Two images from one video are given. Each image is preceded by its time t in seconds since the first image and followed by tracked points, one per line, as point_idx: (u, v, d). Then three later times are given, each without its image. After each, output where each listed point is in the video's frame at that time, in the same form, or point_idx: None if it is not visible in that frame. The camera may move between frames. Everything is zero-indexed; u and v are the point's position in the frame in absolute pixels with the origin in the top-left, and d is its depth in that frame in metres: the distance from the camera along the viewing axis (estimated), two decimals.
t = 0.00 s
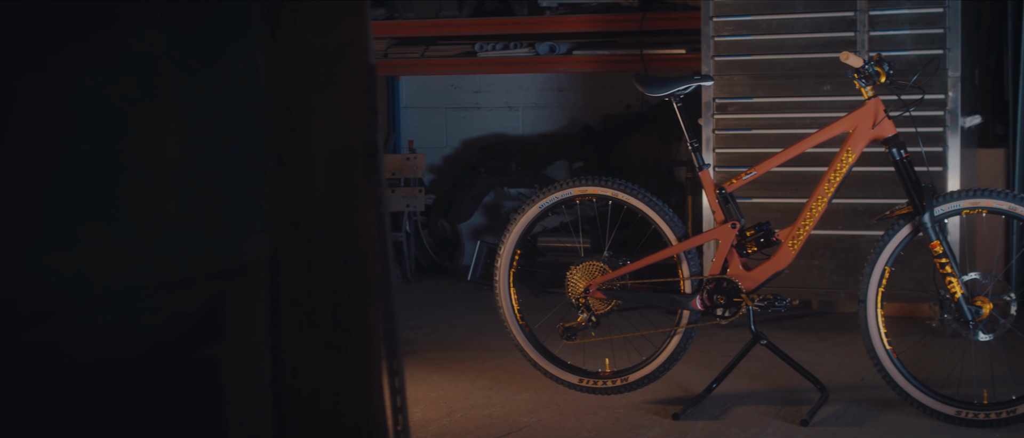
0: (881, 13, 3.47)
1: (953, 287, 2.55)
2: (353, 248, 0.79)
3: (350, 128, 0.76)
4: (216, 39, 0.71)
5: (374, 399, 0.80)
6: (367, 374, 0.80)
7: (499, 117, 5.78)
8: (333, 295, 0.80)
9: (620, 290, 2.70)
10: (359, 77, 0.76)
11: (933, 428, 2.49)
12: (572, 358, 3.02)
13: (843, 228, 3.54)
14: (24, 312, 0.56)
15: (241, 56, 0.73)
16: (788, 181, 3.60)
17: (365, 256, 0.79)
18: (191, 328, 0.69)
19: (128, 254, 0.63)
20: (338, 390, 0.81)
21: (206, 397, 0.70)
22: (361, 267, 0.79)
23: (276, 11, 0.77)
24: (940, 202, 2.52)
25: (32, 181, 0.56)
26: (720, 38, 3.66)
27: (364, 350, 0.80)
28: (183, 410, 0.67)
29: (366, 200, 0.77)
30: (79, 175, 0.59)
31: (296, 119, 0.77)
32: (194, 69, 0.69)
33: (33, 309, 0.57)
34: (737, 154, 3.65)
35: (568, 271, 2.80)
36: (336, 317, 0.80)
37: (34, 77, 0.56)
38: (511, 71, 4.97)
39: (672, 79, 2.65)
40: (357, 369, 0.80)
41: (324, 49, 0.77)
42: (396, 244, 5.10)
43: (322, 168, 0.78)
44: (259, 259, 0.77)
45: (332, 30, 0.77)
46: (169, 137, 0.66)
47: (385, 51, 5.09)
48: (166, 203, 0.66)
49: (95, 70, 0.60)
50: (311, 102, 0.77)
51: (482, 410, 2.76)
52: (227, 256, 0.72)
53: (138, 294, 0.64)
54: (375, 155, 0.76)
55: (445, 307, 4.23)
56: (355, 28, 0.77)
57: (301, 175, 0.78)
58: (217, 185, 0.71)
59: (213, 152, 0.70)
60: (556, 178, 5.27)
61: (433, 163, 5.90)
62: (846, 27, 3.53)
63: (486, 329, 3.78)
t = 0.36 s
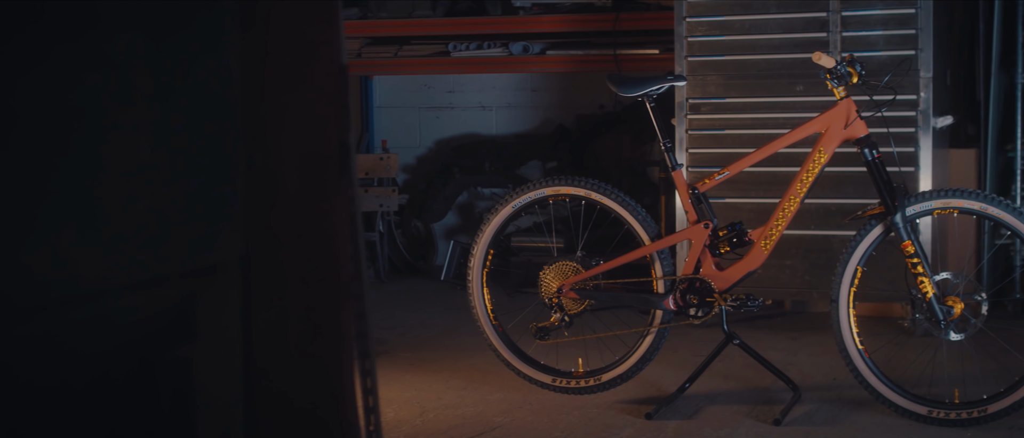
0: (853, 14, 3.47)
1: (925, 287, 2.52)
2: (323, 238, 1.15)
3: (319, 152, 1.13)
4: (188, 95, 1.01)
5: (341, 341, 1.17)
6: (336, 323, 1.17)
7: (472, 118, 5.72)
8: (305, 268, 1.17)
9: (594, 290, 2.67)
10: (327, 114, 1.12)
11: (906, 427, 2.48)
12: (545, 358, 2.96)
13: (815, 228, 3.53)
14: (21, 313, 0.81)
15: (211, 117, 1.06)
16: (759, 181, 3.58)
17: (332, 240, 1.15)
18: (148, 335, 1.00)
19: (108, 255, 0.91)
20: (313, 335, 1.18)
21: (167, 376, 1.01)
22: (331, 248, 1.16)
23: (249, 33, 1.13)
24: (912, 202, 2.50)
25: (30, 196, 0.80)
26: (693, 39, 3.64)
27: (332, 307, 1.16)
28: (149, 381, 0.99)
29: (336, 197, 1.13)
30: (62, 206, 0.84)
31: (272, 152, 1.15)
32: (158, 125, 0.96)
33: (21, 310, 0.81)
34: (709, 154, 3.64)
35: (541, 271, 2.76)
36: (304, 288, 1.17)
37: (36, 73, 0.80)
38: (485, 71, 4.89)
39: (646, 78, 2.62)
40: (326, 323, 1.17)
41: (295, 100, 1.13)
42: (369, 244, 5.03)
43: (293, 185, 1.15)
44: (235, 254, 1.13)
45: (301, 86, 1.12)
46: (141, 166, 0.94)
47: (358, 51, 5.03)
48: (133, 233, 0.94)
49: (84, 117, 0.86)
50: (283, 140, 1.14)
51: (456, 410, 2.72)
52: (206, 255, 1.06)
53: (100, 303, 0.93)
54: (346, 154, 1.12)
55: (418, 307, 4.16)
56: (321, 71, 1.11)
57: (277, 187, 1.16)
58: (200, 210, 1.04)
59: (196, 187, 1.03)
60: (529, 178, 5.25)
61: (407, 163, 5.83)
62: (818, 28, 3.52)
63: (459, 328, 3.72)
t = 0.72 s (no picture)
0: (826, 14, 3.37)
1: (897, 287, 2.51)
2: (289, 243, 1.03)
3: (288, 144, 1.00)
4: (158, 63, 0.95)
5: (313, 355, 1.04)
6: (305, 338, 1.04)
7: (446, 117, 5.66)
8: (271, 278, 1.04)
9: (566, 290, 2.63)
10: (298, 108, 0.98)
11: (878, 427, 2.47)
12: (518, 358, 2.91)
13: (788, 228, 3.43)
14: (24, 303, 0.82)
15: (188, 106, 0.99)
16: (732, 181, 3.46)
17: (308, 247, 1.02)
18: (128, 323, 0.93)
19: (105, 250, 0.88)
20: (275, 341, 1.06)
21: (140, 368, 0.95)
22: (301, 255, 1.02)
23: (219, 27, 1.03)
24: (884, 202, 2.49)
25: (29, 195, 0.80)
26: (666, 39, 3.55)
27: (296, 319, 1.04)
28: (121, 370, 0.92)
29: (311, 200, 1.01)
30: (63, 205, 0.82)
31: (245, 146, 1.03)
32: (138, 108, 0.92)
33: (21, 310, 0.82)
34: (681, 154, 3.54)
35: (514, 271, 2.72)
36: (274, 295, 1.05)
37: (40, 73, 0.80)
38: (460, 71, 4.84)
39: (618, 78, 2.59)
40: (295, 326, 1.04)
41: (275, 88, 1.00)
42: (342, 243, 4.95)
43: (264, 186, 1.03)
44: (207, 253, 1.03)
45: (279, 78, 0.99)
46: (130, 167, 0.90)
47: (332, 50, 4.95)
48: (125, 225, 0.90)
49: (74, 108, 0.83)
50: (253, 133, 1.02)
51: (429, 410, 2.67)
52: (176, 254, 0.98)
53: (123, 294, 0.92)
54: (318, 155, 0.99)
55: (389, 307, 4.07)
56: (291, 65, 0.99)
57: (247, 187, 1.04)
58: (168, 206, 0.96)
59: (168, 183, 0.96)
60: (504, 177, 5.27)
61: (380, 162, 5.75)
62: (791, 28, 3.42)
63: (433, 327, 3.64)
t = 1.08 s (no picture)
0: (800, 15, 3.36)
1: (869, 287, 2.51)
2: (257, 247, 1.12)
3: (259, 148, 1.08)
4: (137, 74, 1.07)
5: (286, 343, 1.13)
6: (274, 327, 1.13)
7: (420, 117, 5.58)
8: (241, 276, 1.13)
9: (541, 290, 2.59)
10: (271, 116, 1.07)
11: (851, 426, 2.47)
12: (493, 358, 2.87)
13: (761, 228, 3.42)
14: (16, 297, 0.95)
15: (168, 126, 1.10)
16: (707, 180, 3.44)
17: (278, 246, 1.11)
18: (103, 316, 1.04)
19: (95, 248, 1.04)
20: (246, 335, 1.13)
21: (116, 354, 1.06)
22: (271, 255, 1.11)
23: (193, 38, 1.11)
24: (856, 203, 2.49)
25: (25, 199, 0.96)
26: (640, 39, 3.53)
27: (268, 312, 1.12)
28: (94, 355, 1.03)
29: (283, 199, 1.09)
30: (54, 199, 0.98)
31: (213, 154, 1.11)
32: (122, 125, 1.05)
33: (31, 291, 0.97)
34: (657, 154, 3.52)
35: (488, 271, 2.68)
36: (246, 292, 1.13)
37: (40, 71, 0.96)
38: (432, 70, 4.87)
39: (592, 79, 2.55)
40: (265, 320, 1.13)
41: (248, 98, 1.08)
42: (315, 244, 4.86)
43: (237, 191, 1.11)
44: (178, 253, 1.14)
45: (252, 89, 1.07)
46: (110, 181, 1.04)
47: (306, 50, 4.89)
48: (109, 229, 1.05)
49: (66, 117, 0.99)
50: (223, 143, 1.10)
51: (403, 410, 2.62)
52: (150, 255, 1.11)
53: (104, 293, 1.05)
54: (290, 155, 1.08)
55: (363, 306, 3.99)
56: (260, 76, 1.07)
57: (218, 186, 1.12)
58: (139, 219, 1.09)
59: (143, 197, 1.09)
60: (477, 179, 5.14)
61: (355, 162, 5.67)
62: (765, 29, 3.41)
63: (407, 327, 3.57)
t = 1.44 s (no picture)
0: (774, 16, 3.29)
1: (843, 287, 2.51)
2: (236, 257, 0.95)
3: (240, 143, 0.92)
4: (102, 44, 0.89)
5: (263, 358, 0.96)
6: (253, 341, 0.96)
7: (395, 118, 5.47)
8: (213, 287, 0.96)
9: (516, 290, 2.56)
10: (249, 113, 0.92)
11: (827, 427, 2.46)
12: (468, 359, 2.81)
13: (736, 229, 3.36)
14: (8, 291, 0.80)
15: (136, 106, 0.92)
16: (681, 181, 3.35)
17: (255, 251, 0.94)
18: (78, 321, 0.87)
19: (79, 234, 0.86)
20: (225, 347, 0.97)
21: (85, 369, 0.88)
22: (249, 257, 0.95)
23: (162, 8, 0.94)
24: (831, 203, 2.49)
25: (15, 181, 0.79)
26: (616, 40, 3.45)
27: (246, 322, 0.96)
28: (68, 365, 0.86)
29: (257, 201, 0.94)
30: (52, 172, 0.83)
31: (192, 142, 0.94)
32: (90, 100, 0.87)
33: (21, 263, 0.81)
34: (632, 154, 3.44)
35: (462, 271, 2.63)
36: (222, 301, 0.97)
37: (25, 84, 0.80)
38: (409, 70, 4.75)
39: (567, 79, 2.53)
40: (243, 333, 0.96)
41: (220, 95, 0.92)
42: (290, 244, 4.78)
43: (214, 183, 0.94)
44: (151, 255, 0.95)
45: (231, 81, 0.92)
46: (85, 159, 0.86)
47: (281, 49, 4.77)
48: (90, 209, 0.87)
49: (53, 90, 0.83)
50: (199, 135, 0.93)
51: (377, 410, 2.57)
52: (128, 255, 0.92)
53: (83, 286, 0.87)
54: (266, 154, 0.93)
55: (336, 307, 3.89)
56: (245, 64, 0.92)
57: (193, 189, 0.95)
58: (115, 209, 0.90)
59: (117, 189, 0.90)
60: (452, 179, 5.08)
61: (330, 162, 5.58)
62: (740, 29, 3.33)
63: (382, 326, 3.49)
